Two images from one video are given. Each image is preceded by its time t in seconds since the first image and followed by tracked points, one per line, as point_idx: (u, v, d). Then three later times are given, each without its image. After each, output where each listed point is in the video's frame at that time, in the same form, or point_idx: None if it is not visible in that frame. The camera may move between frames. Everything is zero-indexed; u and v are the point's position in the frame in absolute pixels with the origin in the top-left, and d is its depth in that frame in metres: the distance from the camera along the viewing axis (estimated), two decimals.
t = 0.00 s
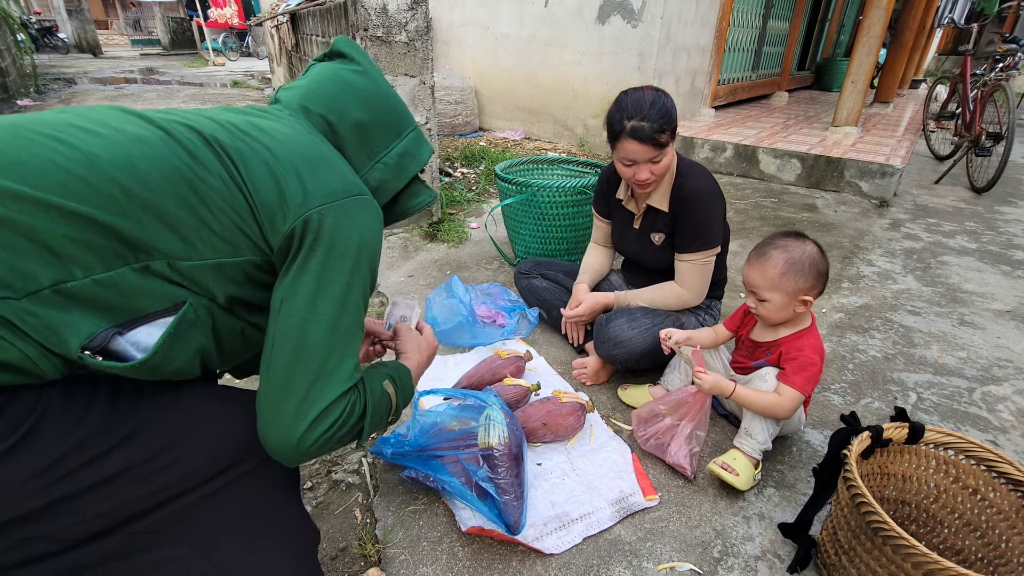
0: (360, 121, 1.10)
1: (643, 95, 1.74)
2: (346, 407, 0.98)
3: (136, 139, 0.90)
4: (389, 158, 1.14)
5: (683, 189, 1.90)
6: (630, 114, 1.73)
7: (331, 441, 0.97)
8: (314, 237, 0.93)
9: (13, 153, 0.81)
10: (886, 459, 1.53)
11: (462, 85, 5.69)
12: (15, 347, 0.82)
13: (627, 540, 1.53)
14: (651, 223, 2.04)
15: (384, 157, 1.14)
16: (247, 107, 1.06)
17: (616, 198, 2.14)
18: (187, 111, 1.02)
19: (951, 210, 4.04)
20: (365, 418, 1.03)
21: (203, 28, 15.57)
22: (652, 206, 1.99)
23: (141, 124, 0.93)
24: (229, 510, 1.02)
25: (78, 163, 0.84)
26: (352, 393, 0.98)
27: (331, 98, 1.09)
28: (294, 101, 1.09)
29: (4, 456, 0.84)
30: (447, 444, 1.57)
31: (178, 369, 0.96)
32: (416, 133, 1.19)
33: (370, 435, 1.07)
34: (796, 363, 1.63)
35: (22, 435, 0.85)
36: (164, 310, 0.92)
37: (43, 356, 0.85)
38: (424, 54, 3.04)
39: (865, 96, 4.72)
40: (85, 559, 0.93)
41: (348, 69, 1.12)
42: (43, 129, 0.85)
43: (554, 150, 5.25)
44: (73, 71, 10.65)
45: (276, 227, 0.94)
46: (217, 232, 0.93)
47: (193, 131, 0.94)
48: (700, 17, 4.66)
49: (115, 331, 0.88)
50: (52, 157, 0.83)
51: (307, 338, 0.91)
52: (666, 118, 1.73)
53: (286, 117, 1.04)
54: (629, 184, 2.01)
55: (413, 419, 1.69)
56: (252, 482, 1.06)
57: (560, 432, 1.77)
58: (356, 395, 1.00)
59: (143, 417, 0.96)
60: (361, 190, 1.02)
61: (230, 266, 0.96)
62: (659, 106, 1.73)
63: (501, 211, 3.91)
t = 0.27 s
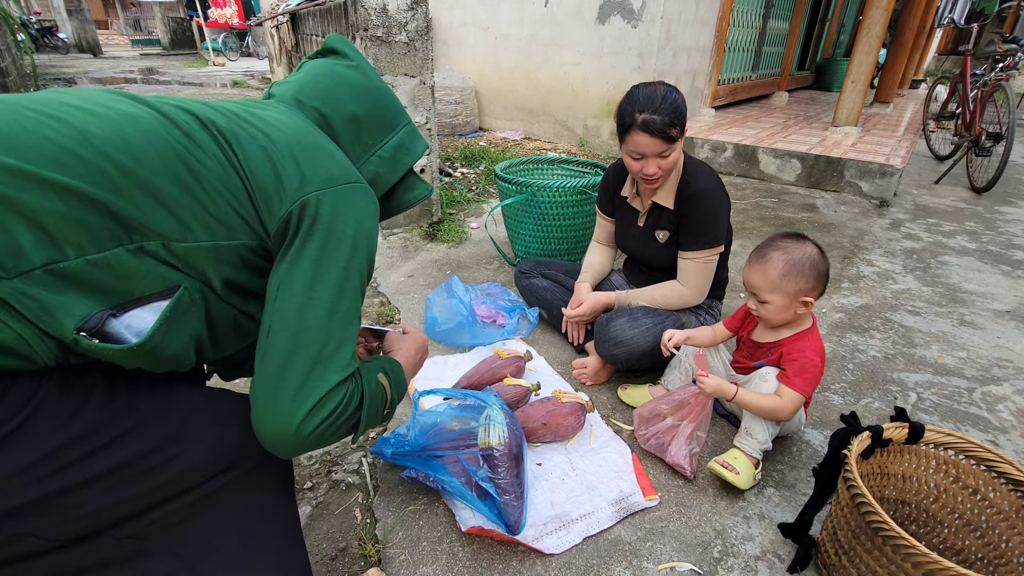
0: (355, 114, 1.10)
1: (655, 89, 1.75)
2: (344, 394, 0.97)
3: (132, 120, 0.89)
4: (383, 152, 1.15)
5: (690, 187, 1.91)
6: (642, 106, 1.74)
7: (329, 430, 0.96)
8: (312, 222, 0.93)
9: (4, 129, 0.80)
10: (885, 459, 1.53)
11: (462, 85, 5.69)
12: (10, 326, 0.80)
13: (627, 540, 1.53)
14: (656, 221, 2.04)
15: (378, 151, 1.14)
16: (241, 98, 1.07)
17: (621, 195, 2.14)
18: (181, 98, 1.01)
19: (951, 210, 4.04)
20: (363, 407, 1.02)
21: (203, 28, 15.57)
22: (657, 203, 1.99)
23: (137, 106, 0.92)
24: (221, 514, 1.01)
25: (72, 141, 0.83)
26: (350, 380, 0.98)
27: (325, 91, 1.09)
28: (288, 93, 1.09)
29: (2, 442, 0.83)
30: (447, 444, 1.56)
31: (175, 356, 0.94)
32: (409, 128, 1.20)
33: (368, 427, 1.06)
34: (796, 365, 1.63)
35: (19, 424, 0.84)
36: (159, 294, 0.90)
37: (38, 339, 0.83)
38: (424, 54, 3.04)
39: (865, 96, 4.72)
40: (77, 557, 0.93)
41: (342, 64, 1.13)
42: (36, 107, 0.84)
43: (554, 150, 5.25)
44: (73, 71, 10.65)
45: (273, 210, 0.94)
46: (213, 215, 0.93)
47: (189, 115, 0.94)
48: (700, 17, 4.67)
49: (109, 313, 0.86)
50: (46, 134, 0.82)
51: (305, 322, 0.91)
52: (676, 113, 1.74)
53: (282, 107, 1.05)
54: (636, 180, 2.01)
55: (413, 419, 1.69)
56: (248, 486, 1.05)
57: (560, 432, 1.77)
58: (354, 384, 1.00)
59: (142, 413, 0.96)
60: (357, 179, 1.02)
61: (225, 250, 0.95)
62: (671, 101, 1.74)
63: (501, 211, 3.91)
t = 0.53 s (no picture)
0: (351, 110, 1.09)
1: (663, 87, 1.75)
2: (334, 387, 0.95)
3: (126, 107, 0.88)
4: (380, 148, 1.13)
5: (693, 186, 1.91)
6: (650, 102, 1.74)
7: (318, 422, 0.94)
8: (308, 211, 0.92)
9: None
10: (886, 459, 1.53)
11: (462, 85, 5.68)
12: None
13: (627, 540, 1.53)
14: (659, 221, 2.04)
15: (375, 148, 1.13)
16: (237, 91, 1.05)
17: (623, 195, 2.14)
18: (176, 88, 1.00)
19: (951, 210, 4.04)
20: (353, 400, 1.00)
21: (204, 28, 15.56)
22: (660, 203, 1.99)
23: (131, 94, 0.91)
24: (221, 516, 1.00)
25: (65, 126, 0.82)
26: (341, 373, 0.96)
27: (322, 88, 1.09)
28: (283, 89, 1.08)
29: None
30: (448, 444, 1.56)
31: (170, 349, 0.92)
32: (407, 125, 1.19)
33: (359, 423, 1.04)
34: (797, 366, 1.63)
35: (15, 421, 0.84)
36: (152, 284, 0.89)
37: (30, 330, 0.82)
38: (424, 54, 3.04)
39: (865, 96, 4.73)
40: (75, 561, 0.93)
41: (338, 61, 1.13)
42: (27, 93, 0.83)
43: (554, 150, 5.25)
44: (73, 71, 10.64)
45: (268, 199, 0.93)
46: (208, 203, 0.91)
47: (184, 104, 0.93)
48: (700, 17, 4.67)
49: (100, 304, 0.85)
50: (38, 120, 0.81)
51: (296, 312, 0.89)
52: (683, 111, 1.75)
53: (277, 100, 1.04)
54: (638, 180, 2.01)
55: (413, 419, 1.69)
56: (246, 490, 1.04)
57: (561, 432, 1.77)
58: (344, 379, 0.98)
59: (139, 413, 0.94)
60: (354, 170, 1.01)
61: (218, 238, 0.93)
62: (679, 99, 1.75)
63: (501, 211, 3.91)
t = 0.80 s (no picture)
0: (346, 102, 1.05)
1: (662, 88, 1.75)
2: (313, 372, 0.89)
3: (110, 61, 0.80)
4: (374, 143, 1.08)
5: (692, 187, 1.91)
6: (648, 105, 1.74)
7: (294, 407, 0.86)
8: (297, 183, 0.86)
9: None
10: (886, 459, 1.52)
11: (462, 85, 5.68)
12: None
13: (627, 540, 1.53)
14: (658, 221, 2.04)
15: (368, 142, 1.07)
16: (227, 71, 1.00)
17: (623, 195, 2.14)
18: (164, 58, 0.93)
19: (951, 210, 4.04)
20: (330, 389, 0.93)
21: (204, 28, 15.55)
22: (659, 204, 1.99)
23: (114, 50, 0.83)
24: (188, 535, 0.89)
25: (37, 74, 0.73)
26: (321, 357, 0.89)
27: (316, 78, 1.04)
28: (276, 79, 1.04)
29: None
30: (448, 444, 1.56)
31: (144, 323, 0.82)
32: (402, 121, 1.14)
33: (335, 418, 0.97)
34: (798, 366, 1.63)
35: None
36: (125, 254, 0.80)
37: None
38: (424, 54, 3.04)
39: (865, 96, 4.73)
40: None
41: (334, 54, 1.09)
42: None
43: (554, 150, 5.25)
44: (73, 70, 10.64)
45: (256, 169, 0.86)
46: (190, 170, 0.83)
47: (173, 65, 0.85)
48: (700, 17, 4.67)
49: (67, 273, 0.76)
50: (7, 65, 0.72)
51: (278, 285, 0.83)
52: (682, 113, 1.74)
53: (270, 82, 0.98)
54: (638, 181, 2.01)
55: (413, 419, 1.68)
56: (218, 506, 0.95)
57: (560, 432, 1.77)
58: (322, 365, 0.92)
59: (106, 412, 0.86)
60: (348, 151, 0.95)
61: (199, 206, 0.84)
62: (678, 100, 1.75)
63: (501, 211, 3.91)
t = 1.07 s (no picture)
0: (331, 55, 0.93)
1: (659, 78, 1.79)
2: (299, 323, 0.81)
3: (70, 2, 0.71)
4: (362, 99, 0.97)
5: (691, 188, 1.91)
6: (646, 89, 1.78)
7: (279, 358, 0.79)
8: (276, 126, 0.78)
9: None
10: (886, 459, 1.52)
11: (462, 85, 5.68)
12: None
13: (627, 540, 1.53)
14: (657, 222, 2.04)
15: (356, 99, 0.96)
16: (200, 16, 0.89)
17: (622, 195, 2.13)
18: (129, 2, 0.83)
19: (951, 210, 4.04)
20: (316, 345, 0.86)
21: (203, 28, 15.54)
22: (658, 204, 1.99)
23: None
24: (163, 551, 0.84)
25: None
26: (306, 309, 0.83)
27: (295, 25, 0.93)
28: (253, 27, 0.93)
29: None
30: (448, 444, 1.56)
31: (124, 290, 0.75)
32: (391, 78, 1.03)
33: (323, 379, 0.89)
34: (799, 365, 1.63)
35: None
36: (100, 217, 0.73)
37: None
38: (424, 54, 3.04)
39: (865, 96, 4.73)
40: None
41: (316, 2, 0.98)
42: None
43: (554, 150, 5.25)
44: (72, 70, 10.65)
45: (235, 112, 0.78)
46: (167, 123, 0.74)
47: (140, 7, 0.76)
48: (700, 17, 4.67)
49: (42, 243, 0.69)
50: None
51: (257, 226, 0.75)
52: (678, 101, 1.76)
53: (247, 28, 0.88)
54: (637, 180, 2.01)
55: (413, 419, 1.68)
56: (195, 522, 0.89)
57: (561, 432, 1.77)
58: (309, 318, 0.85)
59: (88, 418, 0.81)
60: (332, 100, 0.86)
61: (177, 159, 0.76)
62: (674, 90, 1.77)
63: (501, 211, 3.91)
